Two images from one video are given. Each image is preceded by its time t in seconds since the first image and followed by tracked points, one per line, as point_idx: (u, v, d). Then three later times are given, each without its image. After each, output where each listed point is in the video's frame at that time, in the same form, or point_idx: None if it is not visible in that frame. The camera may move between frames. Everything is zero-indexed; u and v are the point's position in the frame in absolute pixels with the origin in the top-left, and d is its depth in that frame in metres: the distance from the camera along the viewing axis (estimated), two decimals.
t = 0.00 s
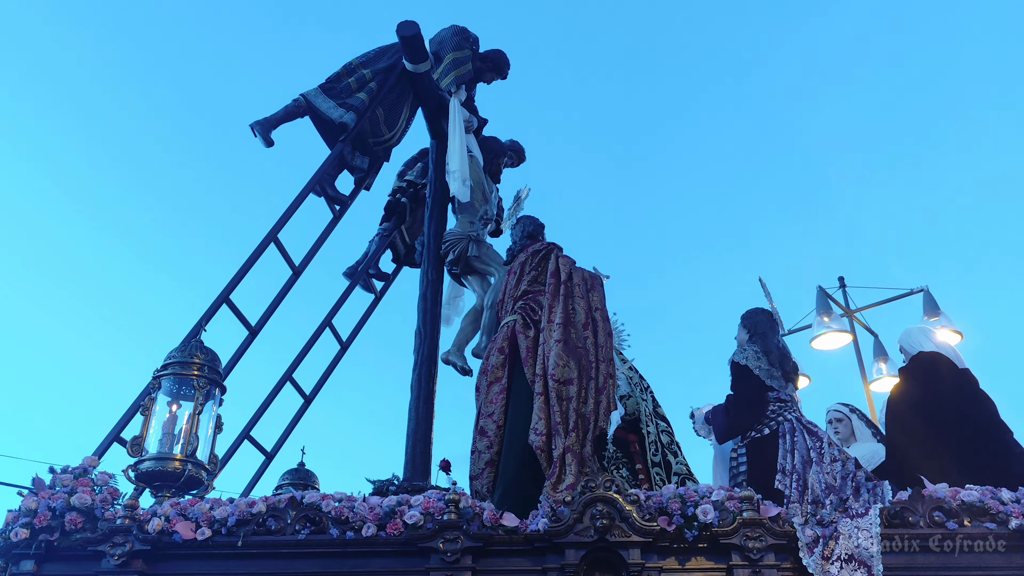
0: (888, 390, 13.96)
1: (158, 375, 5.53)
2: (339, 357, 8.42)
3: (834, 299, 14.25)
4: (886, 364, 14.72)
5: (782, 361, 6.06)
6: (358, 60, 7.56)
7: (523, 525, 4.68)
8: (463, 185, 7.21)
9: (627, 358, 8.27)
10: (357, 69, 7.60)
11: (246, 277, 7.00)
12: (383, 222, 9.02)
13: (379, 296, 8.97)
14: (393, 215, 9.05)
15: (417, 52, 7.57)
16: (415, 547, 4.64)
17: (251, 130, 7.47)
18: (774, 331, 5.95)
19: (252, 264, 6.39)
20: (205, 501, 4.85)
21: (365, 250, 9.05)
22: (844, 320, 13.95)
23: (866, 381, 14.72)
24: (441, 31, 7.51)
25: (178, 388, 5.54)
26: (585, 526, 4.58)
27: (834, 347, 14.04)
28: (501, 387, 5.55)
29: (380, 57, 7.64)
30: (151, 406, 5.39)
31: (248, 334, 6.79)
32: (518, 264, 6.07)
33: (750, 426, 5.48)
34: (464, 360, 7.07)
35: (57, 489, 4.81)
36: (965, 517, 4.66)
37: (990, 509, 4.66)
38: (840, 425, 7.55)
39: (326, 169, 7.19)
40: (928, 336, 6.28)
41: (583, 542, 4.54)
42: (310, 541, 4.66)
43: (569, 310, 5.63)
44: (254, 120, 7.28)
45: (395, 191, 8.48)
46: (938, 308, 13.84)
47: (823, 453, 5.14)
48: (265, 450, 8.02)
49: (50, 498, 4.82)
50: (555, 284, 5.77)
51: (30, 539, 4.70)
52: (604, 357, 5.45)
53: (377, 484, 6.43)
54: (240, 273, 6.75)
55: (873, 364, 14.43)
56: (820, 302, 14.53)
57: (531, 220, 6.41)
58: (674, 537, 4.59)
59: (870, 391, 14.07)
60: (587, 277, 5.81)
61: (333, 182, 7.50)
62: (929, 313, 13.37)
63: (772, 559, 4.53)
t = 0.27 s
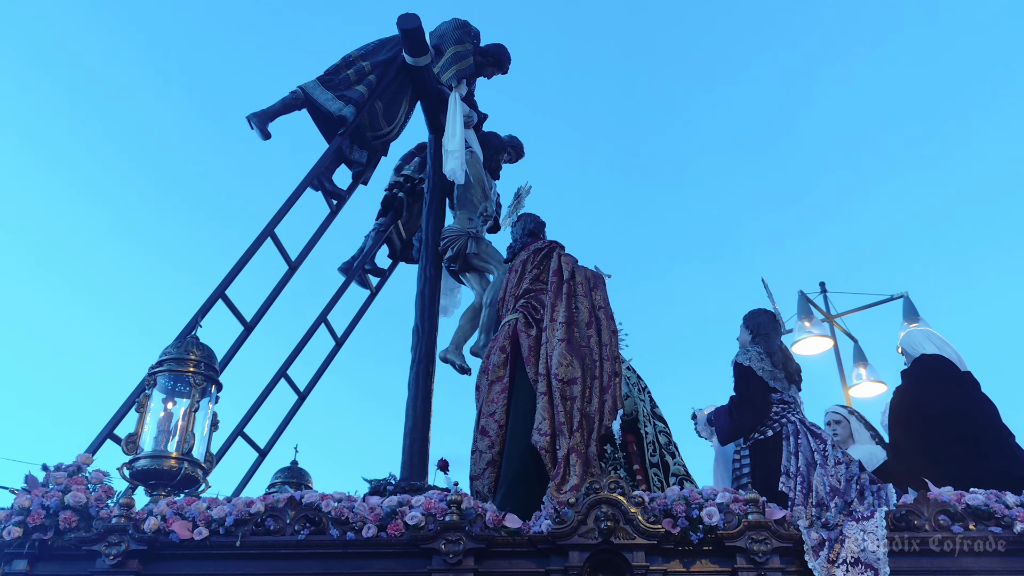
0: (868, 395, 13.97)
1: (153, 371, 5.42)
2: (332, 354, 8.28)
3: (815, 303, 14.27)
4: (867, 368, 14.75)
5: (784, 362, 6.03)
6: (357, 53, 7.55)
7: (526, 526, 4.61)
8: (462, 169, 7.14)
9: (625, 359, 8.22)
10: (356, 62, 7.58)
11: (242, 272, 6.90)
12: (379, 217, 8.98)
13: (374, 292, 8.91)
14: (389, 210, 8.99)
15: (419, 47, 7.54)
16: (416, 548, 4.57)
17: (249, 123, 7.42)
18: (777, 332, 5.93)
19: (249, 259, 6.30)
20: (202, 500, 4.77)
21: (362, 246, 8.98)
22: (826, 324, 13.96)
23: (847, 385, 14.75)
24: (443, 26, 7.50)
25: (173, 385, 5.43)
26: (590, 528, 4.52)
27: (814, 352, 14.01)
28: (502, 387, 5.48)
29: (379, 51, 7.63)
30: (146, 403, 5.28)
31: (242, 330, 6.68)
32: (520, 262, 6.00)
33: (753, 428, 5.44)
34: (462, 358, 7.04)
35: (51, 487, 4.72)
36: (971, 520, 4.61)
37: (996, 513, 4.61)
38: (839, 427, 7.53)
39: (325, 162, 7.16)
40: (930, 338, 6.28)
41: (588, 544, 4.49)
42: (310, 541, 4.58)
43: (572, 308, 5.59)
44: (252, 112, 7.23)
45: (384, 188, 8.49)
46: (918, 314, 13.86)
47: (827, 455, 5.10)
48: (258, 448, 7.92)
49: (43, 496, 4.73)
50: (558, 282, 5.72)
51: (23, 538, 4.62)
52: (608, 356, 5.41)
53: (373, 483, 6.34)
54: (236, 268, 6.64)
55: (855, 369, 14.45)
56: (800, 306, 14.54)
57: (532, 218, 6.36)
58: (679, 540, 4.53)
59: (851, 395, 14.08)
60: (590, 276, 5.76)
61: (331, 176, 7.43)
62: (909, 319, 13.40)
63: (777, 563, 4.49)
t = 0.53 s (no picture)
0: (845, 397, 14.00)
1: (152, 369, 5.38)
2: (327, 352, 8.22)
3: (796, 306, 14.31)
4: (846, 370, 14.80)
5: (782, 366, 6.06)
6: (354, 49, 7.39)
7: (530, 527, 4.61)
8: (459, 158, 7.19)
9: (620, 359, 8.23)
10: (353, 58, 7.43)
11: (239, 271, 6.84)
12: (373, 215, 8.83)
13: (369, 290, 8.80)
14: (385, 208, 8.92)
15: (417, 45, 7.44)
16: (420, 549, 4.56)
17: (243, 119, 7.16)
18: (776, 336, 5.94)
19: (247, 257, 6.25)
20: (203, 499, 4.74)
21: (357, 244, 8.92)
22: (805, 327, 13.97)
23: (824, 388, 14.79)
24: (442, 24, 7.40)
25: (173, 383, 5.40)
26: (594, 529, 4.53)
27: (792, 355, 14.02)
28: (503, 387, 5.47)
29: (377, 47, 7.49)
30: (146, 402, 5.24)
31: (239, 328, 6.63)
32: (521, 263, 6.02)
33: (753, 430, 5.46)
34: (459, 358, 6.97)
35: (50, 486, 4.67)
36: (970, 524, 4.66)
37: (995, 516, 4.67)
38: (833, 429, 7.57)
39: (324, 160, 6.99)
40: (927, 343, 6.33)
41: (591, 546, 4.50)
42: (313, 541, 4.56)
43: (574, 309, 5.59)
44: (248, 108, 6.97)
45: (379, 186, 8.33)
46: (895, 318, 13.88)
47: (827, 458, 5.13)
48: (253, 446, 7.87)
49: (42, 495, 4.69)
50: (560, 283, 5.73)
51: (23, 537, 4.59)
52: (609, 356, 5.42)
53: (371, 483, 6.31)
54: (233, 266, 6.59)
55: (833, 371, 14.48)
56: (781, 307, 14.57)
57: (533, 219, 6.38)
58: (683, 542, 4.55)
59: (828, 399, 14.10)
60: (591, 278, 5.76)
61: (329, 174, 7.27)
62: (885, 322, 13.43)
63: (779, 565, 4.52)
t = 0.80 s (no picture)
0: (826, 401, 14.15)
1: (161, 372, 5.41)
2: (329, 356, 8.27)
3: (777, 309, 14.41)
4: (827, 375, 14.95)
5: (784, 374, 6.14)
6: (361, 57, 7.44)
7: (538, 531, 4.66)
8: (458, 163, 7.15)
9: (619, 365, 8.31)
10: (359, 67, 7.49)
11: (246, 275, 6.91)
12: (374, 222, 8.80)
13: (370, 296, 8.82)
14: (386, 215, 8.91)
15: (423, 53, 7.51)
16: (429, 552, 4.61)
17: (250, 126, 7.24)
18: (777, 344, 6.03)
19: (254, 261, 6.32)
20: (213, 501, 4.77)
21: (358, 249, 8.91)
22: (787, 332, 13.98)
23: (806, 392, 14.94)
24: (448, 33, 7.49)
25: (180, 386, 5.42)
26: (601, 533, 4.60)
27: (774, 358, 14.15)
28: (510, 392, 5.53)
29: (383, 56, 7.55)
30: (155, 405, 5.29)
31: (245, 331, 6.69)
32: (526, 270, 6.09)
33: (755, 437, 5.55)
34: (462, 363, 7.02)
35: (61, 487, 4.70)
36: (969, 531, 4.75)
37: (993, 523, 4.74)
38: (828, 437, 7.67)
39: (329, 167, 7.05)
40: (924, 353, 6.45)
41: (598, 549, 4.56)
42: (323, 544, 4.60)
43: (579, 316, 5.66)
44: (254, 115, 7.04)
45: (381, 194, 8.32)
46: (876, 322, 14.00)
47: (829, 465, 5.21)
48: (254, 449, 7.90)
49: (53, 496, 4.71)
50: (565, 290, 5.79)
51: (33, 538, 4.60)
52: (614, 362, 5.50)
53: (375, 487, 6.35)
54: (240, 269, 6.66)
55: (814, 376, 14.58)
56: (763, 311, 14.67)
57: (538, 226, 6.45)
58: (688, 546, 4.62)
59: (809, 403, 14.24)
60: (596, 285, 5.84)
61: (334, 180, 7.34)
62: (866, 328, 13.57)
63: (782, 569, 4.60)
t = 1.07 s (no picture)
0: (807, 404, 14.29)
1: (168, 372, 5.44)
2: (327, 358, 8.38)
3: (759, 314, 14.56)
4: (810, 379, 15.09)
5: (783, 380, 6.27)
6: (368, 62, 7.65)
7: (543, 531, 4.71)
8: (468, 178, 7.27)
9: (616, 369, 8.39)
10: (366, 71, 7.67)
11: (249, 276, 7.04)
12: (377, 224, 8.94)
13: (370, 298, 8.88)
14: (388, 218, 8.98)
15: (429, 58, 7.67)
16: (436, 552, 4.66)
17: (259, 127, 7.43)
18: (777, 349, 6.14)
19: (258, 263, 6.45)
20: (221, 500, 4.80)
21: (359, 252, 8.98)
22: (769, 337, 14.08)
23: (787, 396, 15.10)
24: (455, 39, 7.65)
25: (187, 385, 5.45)
26: (607, 534, 4.65)
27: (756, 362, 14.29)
28: (515, 395, 5.60)
29: (389, 61, 7.73)
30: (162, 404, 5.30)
31: (248, 331, 6.82)
32: (531, 274, 6.15)
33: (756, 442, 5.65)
34: (465, 365, 7.10)
35: (69, 484, 4.72)
36: (966, 533, 4.83)
37: (989, 526, 4.84)
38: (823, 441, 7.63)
39: (334, 170, 7.25)
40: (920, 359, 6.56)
41: (603, 550, 4.62)
42: (331, 543, 4.64)
43: (584, 321, 5.73)
44: (263, 116, 7.25)
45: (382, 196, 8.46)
46: (858, 327, 14.16)
47: (828, 469, 5.28)
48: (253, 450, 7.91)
49: (61, 494, 4.73)
50: (569, 296, 5.87)
51: (41, 535, 4.61)
52: (617, 367, 5.58)
53: (377, 488, 6.39)
54: (244, 271, 6.79)
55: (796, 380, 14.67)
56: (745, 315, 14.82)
57: (541, 230, 6.49)
58: (692, 548, 4.69)
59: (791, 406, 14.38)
60: (600, 290, 5.91)
61: (339, 182, 7.49)
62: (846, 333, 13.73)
63: (784, 571, 4.67)
